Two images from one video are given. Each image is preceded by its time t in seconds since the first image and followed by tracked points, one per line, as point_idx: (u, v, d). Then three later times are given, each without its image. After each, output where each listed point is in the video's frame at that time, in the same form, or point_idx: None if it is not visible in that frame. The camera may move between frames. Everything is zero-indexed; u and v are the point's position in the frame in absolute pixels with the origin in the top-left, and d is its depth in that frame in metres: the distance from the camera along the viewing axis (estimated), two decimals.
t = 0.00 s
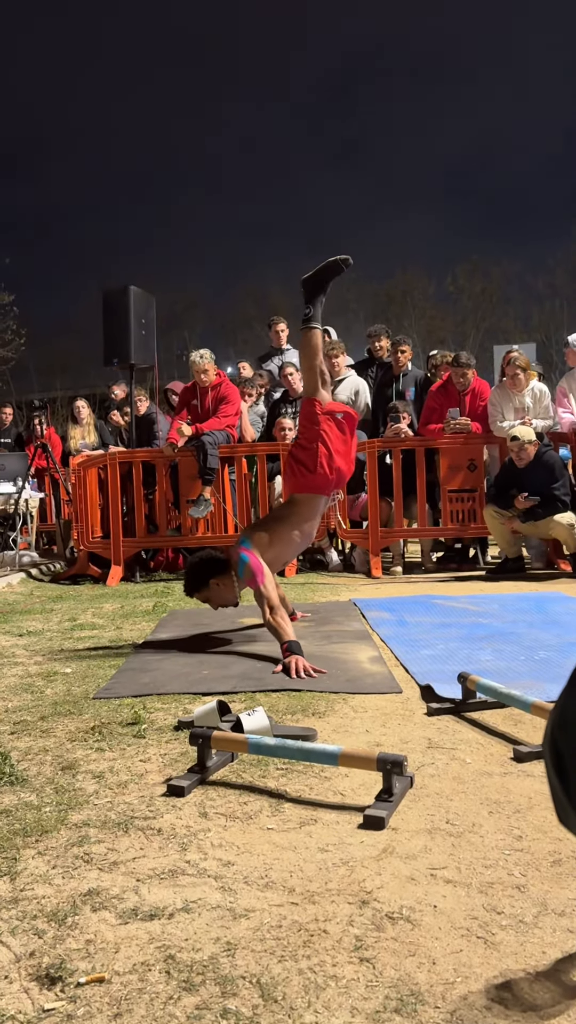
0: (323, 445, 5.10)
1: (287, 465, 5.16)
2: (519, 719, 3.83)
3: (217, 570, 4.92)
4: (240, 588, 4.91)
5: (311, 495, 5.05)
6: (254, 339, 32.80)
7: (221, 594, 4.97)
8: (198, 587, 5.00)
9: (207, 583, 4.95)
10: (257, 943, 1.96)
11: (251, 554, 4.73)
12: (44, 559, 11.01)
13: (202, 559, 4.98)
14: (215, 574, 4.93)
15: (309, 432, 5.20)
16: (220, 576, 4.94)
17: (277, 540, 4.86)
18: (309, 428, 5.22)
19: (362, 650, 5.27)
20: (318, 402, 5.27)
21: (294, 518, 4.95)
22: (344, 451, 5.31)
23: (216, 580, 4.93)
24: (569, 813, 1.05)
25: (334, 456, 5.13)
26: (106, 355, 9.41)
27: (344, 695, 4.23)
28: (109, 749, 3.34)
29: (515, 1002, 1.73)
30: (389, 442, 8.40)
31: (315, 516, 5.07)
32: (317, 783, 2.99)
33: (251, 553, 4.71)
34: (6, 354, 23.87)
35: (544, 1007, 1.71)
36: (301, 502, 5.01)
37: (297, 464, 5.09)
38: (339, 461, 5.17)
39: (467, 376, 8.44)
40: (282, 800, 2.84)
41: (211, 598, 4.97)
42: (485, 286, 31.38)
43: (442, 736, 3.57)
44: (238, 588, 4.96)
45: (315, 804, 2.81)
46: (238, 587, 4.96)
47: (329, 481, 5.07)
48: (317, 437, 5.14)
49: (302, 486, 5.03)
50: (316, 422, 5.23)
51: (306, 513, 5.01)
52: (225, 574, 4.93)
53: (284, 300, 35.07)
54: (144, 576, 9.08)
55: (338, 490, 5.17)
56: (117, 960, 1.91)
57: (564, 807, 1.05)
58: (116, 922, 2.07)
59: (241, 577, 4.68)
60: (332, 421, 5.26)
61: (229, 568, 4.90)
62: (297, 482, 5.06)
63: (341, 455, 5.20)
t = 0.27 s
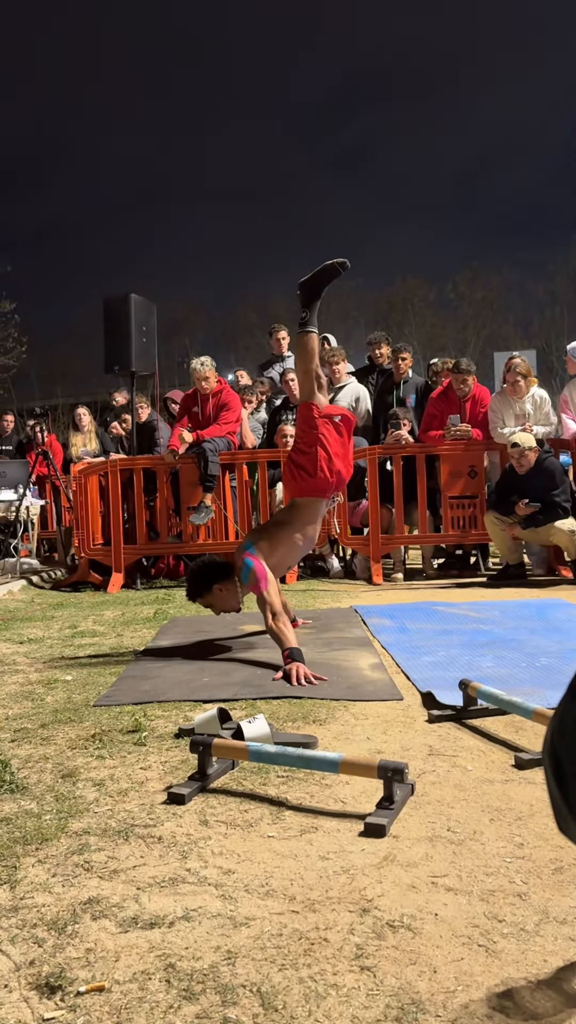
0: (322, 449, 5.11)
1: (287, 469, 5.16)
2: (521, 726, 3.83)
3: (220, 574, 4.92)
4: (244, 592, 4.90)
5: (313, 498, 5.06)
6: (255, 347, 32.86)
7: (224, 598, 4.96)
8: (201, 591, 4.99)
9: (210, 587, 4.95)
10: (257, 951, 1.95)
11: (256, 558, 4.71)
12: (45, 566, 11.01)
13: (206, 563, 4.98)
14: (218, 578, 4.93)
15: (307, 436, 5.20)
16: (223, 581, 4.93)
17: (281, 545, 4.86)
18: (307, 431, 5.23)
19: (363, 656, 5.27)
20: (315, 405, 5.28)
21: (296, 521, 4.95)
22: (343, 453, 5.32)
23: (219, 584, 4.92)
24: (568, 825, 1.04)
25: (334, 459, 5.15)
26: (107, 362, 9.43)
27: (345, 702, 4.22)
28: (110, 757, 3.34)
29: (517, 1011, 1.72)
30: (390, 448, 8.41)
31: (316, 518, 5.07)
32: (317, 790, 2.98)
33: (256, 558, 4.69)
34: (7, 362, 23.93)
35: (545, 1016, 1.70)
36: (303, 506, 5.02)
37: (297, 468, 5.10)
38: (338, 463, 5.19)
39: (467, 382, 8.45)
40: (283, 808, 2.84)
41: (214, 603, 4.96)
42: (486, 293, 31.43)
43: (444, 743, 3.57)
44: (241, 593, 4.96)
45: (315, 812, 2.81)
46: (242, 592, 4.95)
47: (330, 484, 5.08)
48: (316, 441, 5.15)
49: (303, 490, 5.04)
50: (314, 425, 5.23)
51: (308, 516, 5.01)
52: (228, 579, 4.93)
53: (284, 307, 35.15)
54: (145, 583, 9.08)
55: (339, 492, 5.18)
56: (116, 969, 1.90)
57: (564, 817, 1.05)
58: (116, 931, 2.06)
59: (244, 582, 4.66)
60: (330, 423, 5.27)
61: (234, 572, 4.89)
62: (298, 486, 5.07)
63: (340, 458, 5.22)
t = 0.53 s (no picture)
0: (321, 455, 5.12)
1: (286, 475, 5.17)
2: (521, 732, 3.82)
3: (219, 580, 4.92)
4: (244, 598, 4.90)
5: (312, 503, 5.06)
6: (256, 353, 32.90)
7: (223, 605, 4.95)
8: (200, 597, 4.98)
9: (210, 593, 4.94)
10: (256, 959, 1.95)
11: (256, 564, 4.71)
12: (45, 573, 11.01)
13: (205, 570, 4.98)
14: (218, 584, 4.92)
15: (305, 442, 5.21)
16: (223, 587, 4.93)
17: (281, 550, 4.85)
18: (306, 437, 5.24)
19: (363, 663, 5.27)
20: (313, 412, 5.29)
21: (296, 527, 4.95)
22: (341, 459, 5.33)
23: (218, 590, 4.92)
24: (565, 830, 1.05)
25: (333, 465, 5.16)
26: (107, 369, 9.44)
27: (345, 709, 4.21)
28: (109, 764, 3.33)
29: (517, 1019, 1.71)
30: (390, 454, 8.41)
31: (316, 524, 5.08)
32: (317, 798, 2.98)
33: (256, 564, 4.67)
34: (8, 369, 23.95)
35: None
36: (302, 512, 5.02)
37: (296, 475, 5.11)
38: (337, 470, 5.20)
39: (467, 388, 8.47)
40: (282, 815, 2.83)
41: (213, 609, 4.95)
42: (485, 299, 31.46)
43: (444, 750, 3.56)
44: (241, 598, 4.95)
45: (315, 819, 2.80)
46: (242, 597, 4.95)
47: (329, 490, 5.09)
48: (315, 447, 5.16)
49: (302, 496, 5.05)
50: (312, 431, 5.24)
51: (307, 522, 5.01)
52: (228, 585, 4.92)
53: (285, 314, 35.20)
54: (146, 590, 9.08)
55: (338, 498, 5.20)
56: (115, 978, 1.90)
57: (560, 823, 1.06)
58: (115, 939, 2.06)
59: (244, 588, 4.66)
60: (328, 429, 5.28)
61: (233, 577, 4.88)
62: (298, 492, 5.07)
63: (339, 464, 5.23)
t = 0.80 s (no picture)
0: (318, 461, 5.11)
1: (284, 483, 5.17)
2: (521, 740, 3.81)
3: (220, 587, 4.92)
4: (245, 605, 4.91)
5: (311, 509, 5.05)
6: (256, 361, 32.95)
7: (225, 612, 4.95)
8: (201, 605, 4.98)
9: (211, 600, 4.94)
10: (254, 970, 1.94)
11: (257, 572, 4.72)
12: (45, 580, 11.01)
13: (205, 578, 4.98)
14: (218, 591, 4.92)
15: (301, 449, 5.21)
16: (224, 594, 4.93)
17: (281, 556, 4.86)
18: (302, 444, 5.24)
19: (363, 670, 5.26)
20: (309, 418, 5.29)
21: (294, 533, 4.96)
22: (339, 463, 5.32)
23: (219, 598, 4.92)
24: (560, 837, 1.05)
25: (331, 470, 5.15)
26: (107, 377, 9.46)
27: (345, 717, 4.21)
28: (108, 774, 3.33)
29: None
30: (389, 461, 8.41)
31: (316, 529, 5.07)
32: (316, 806, 2.97)
33: (257, 572, 4.68)
34: (8, 377, 23.99)
35: None
36: (301, 518, 5.02)
37: (293, 482, 5.11)
38: (335, 474, 5.19)
39: (466, 395, 8.48)
40: (282, 824, 2.83)
41: (215, 617, 4.95)
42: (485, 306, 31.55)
43: (443, 758, 3.56)
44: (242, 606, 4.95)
45: (314, 828, 2.79)
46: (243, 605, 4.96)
47: (328, 494, 5.07)
48: (311, 453, 5.16)
49: (301, 503, 5.05)
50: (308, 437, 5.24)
51: (306, 528, 5.00)
52: (229, 593, 4.93)
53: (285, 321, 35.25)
54: (146, 597, 9.07)
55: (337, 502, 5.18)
56: (113, 989, 1.89)
57: (554, 830, 1.06)
58: (113, 949, 2.05)
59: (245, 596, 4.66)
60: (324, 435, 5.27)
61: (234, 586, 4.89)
62: (296, 499, 5.07)
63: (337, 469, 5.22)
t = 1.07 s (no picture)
0: (317, 463, 5.12)
1: (285, 488, 5.18)
2: (520, 746, 3.81)
3: (222, 592, 4.91)
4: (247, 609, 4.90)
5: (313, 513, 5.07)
6: (257, 366, 32.98)
7: (227, 616, 4.94)
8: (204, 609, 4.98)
9: (213, 605, 4.93)
10: (252, 977, 1.94)
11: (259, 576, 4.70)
12: (46, 586, 11.01)
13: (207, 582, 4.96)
14: (221, 596, 4.91)
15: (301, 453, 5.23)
16: (226, 598, 4.92)
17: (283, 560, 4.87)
18: (301, 448, 5.26)
19: (363, 675, 5.26)
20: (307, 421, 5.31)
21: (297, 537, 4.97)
22: (340, 467, 5.32)
23: (222, 602, 4.91)
24: (553, 837, 1.05)
25: (331, 473, 5.15)
26: (107, 382, 9.47)
27: (344, 722, 4.21)
28: (107, 780, 3.33)
29: None
30: (389, 466, 8.41)
31: (318, 533, 5.09)
32: (315, 812, 2.97)
33: (259, 576, 4.66)
34: (9, 383, 24.01)
35: None
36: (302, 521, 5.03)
37: (294, 485, 5.11)
38: (335, 477, 5.18)
39: (466, 400, 8.49)
40: (280, 830, 2.83)
41: (216, 620, 4.95)
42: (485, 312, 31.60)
43: (443, 764, 3.55)
44: (244, 610, 4.94)
45: (313, 834, 2.79)
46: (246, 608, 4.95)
47: (329, 498, 5.07)
48: (311, 456, 5.17)
49: (301, 506, 5.05)
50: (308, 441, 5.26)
51: (308, 531, 5.02)
52: (231, 596, 4.92)
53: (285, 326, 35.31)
54: (146, 603, 9.08)
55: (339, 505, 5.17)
56: (111, 996, 1.89)
57: (549, 839, 1.07)
58: (111, 957, 2.05)
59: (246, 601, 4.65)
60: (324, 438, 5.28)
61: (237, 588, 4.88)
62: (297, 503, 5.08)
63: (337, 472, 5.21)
